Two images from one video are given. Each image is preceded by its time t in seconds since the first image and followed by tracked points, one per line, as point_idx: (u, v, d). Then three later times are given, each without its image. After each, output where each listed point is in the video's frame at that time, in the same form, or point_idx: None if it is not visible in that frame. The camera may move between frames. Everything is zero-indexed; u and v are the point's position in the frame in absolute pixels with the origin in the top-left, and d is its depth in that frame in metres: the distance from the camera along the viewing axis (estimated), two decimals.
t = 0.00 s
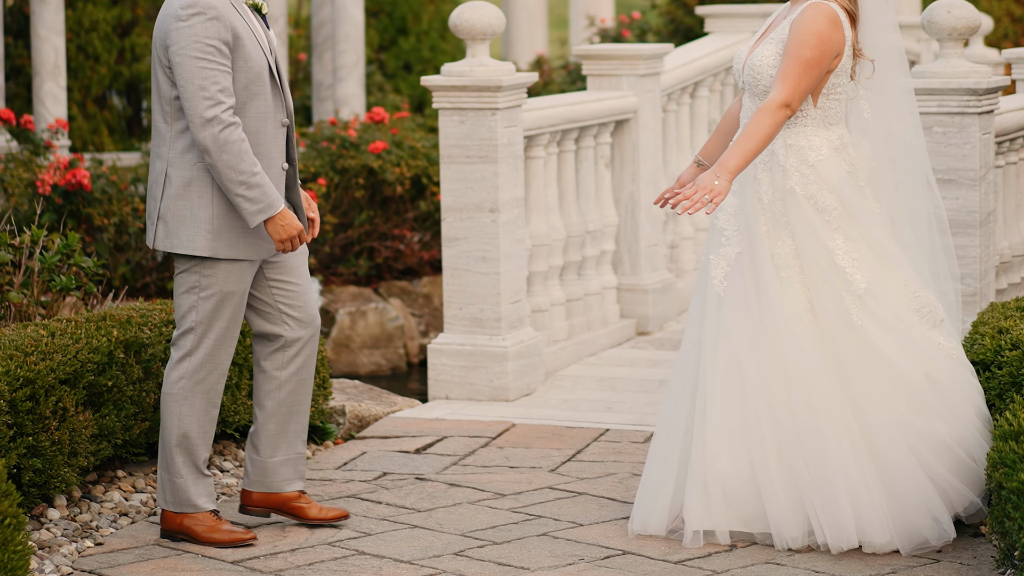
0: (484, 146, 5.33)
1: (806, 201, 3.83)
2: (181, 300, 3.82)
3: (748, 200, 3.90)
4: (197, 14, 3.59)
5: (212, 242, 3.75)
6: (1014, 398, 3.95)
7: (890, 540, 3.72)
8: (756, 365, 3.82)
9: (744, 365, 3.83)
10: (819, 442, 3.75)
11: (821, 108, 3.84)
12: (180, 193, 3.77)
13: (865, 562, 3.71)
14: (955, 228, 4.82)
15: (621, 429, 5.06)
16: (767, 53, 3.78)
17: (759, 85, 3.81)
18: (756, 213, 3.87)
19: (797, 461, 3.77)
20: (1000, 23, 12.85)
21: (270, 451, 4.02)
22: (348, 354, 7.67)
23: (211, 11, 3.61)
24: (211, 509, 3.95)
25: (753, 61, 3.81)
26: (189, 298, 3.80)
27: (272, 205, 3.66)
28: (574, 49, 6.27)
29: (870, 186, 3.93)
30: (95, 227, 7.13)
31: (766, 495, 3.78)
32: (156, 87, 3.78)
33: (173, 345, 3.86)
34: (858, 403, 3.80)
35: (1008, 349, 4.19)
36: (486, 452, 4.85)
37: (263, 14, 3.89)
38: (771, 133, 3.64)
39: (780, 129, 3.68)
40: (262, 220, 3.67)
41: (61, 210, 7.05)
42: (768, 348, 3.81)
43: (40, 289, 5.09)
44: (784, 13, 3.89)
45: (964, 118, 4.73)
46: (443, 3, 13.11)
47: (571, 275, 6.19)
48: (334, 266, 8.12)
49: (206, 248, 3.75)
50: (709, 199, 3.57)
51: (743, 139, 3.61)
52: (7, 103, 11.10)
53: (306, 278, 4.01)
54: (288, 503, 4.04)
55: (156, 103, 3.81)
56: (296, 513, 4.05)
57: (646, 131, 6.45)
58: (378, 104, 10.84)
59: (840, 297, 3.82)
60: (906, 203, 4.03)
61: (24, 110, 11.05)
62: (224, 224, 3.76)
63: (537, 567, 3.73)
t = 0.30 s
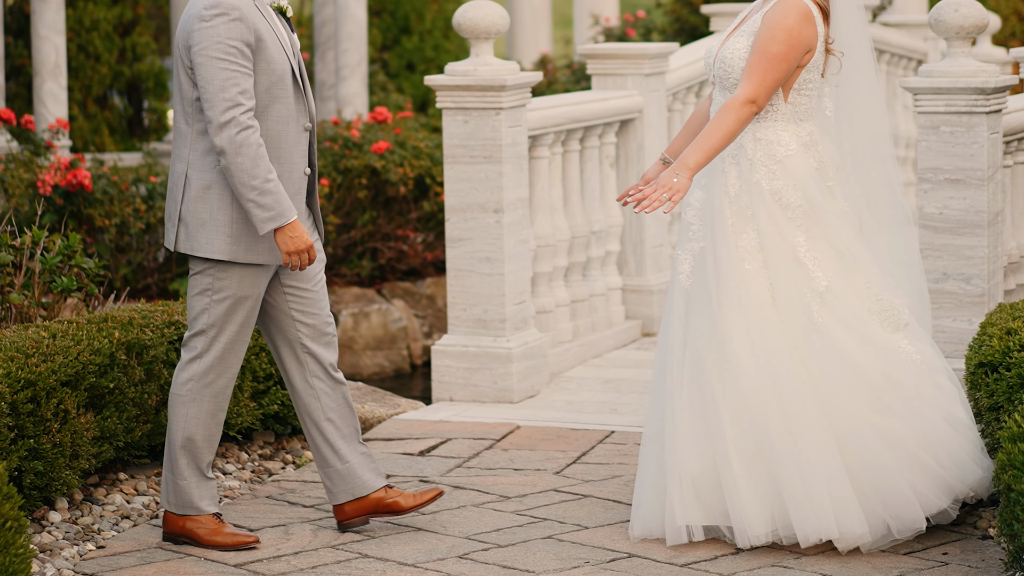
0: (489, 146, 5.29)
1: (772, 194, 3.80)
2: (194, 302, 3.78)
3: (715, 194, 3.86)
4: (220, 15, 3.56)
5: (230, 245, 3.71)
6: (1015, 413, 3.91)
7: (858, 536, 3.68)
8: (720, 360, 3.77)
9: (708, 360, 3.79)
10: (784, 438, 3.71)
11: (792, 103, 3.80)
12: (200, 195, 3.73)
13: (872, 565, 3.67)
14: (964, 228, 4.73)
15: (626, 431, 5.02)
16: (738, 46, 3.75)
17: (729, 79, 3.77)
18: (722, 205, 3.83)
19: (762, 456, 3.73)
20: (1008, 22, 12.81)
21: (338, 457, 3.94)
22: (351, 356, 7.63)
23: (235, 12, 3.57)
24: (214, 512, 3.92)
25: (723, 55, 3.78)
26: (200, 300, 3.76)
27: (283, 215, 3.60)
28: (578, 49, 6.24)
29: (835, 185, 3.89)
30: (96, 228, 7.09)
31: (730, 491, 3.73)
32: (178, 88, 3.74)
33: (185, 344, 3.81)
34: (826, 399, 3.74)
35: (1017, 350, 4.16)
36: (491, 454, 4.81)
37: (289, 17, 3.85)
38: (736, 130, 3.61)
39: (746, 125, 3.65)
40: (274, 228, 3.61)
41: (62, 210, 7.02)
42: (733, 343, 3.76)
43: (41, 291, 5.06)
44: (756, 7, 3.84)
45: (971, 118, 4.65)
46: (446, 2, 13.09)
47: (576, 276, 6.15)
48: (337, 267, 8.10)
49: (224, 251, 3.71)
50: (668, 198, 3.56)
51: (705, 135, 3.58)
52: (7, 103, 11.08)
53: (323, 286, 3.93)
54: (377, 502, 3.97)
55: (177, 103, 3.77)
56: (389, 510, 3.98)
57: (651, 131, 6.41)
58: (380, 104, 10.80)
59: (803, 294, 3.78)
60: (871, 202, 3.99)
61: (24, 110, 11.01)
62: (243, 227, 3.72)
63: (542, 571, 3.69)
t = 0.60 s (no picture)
0: (493, 146, 5.26)
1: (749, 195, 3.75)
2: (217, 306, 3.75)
3: (692, 193, 3.82)
4: (251, 16, 3.52)
5: (261, 248, 3.67)
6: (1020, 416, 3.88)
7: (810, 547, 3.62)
8: (688, 358, 3.71)
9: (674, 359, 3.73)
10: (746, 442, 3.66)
11: (773, 102, 3.75)
12: (231, 199, 3.68)
13: (880, 568, 3.63)
14: (971, 228, 4.69)
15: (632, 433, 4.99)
16: (716, 46, 3.71)
17: (709, 79, 3.73)
18: (698, 204, 3.79)
19: (719, 459, 3.67)
20: (1016, 21, 12.77)
21: (370, 469, 3.89)
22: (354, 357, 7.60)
23: (266, 13, 3.53)
24: (218, 516, 3.88)
25: (702, 55, 3.73)
26: (220, 303, 3.73)
27: (323, 210, 3.53)
28: (583, 48, 6.21)
29: (813, 192, 3.85)
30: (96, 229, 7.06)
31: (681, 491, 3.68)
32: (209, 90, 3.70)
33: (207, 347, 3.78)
34: (794, 405, 3.69)
35: None
36: (496, 457, 4.78)
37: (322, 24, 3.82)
38: (713, 134, 3.58)
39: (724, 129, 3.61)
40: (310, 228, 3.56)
41: (63, 211, 7.00)
42: (702, 342, 3.70)
43: (42, 293, 5.02)
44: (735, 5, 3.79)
45: (980, 117, 4.62)
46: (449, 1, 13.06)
47: (580, 277, 6.12)
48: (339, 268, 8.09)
49: (255, 255, 3.66)
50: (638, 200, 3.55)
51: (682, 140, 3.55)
52: (7, 103, 11.05)
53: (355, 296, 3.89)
54: (416, 511, 3.91)
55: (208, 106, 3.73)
56: (430, 519, 3.92)
57: (656, 131, 6.38)
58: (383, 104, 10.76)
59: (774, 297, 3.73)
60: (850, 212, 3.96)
61: (24, 110, 10.98)
62: (274, 230, 3.68)
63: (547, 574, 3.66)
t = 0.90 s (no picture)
0: (496, 146, 5.22)
1: (727, 196, 3.70)
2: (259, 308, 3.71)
3: (670, 192, 3.76)
4: (293, 11, 3.47)
5: (305, 245, 3.61)
6: None
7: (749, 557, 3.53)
8: (649, 353, 3.63)
9: (634, 353, 3.66)
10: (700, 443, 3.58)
11: (753, 100, 3.71)
12: (276, 196, 3.63)
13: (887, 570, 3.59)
14: (979, 228, 4.66)
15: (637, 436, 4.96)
16: (693, 47, 3.68)
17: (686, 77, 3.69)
18: (675, 202, 3.72)
19: (670, 459, 3.59)
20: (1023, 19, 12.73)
21: (394, 474, 3.85)
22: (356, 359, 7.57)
23: (308, 7, 3.47)
24: (226, 516, 3.81)
25: (679, 56, 3.71)
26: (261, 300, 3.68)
27: (380, 197, 3.46)
28: (587, 48, 6.18)
29: (799, 194, 3.81)
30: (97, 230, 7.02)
31: (621, 488, 3.60)
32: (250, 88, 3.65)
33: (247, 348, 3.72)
34: (754, 410, 3.61)
35: None
36: (499, 459, 4.75)
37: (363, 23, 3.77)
38: (679, 130, 3.53)
39: (692, 127, 3.56)
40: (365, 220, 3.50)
41: (63, 211, 6.99)
42: (664, 337, 3.63)
43: (42, 294, 4.99)
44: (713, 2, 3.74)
45: (987, 116, 4.58)
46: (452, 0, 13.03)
47: (585, 277, 6.09)
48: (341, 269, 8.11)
49: (298, 251, 3.61)
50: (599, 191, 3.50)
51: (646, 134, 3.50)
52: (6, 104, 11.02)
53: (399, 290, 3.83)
54: (424, 523, 3.90)
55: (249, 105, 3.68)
56: (435, 532, 3.91)
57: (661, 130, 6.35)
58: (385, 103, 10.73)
59: (739, 300, 3.65)
60: (833, 224, 3.90)
61: (24, 110, 10.95)
62: (319, 227, 3.63)
63: None
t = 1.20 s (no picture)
0: (498, 145, 5.19)
1: (698, 200, 3.69)
2: (328, 309, 3.65)
3: (644, 195, 3.77)
4: (329, 5, 3.43)
5: (353, 239, 3.57)
6: None
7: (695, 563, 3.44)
8: (611, 353, 3.61)
9: (598, 352, 3.64)
10: (654, 444, 3.52)
11: (727, 101, 3.71)
12: (321, 191, 3.58)
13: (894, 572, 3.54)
14: (985, 228, 4.63)
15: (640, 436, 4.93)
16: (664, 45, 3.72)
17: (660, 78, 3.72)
18: (649, 205, 3.73)
19: (622, 457, 3.54)
20: None
21: (403, 474, 3.82)
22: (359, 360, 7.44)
23: (344, 1, 3.44)
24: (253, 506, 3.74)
25: (650, 57, 3.74)
26: (331, 292, 3.63)
27: (429, 177, 3.42)
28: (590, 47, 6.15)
29: (777, 196, 3.80)
30: (96, 230, 6.98)
31: (574, 489, 3.53)
32: (289, 84, 3.62)
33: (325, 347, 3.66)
34: (713, 413, 3.57)
35: None
36: (502, 460, 4.71)
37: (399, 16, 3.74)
38: (637, 125, 3.58)
39: (651, 124, 3.61)
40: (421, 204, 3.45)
41: (62, 212, 6.93)
42: (627, 337, 3.61)
43: (41, 294, 4.95)
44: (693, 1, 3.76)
45: (992, 115, 4.56)
46: None
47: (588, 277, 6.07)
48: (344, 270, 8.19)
49: (347, 246, 3.56)
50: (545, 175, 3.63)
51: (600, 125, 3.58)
52: (5, 103, 10.98)
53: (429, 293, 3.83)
54: (426, 525, 3.86)
55: (289, 101, 3.65)
56: (437, 534, 3.87)
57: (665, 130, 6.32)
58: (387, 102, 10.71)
59: (702, 301, 3.62)
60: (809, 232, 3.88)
61: (22, 109, 10.91)
62: (365, 219, 3.58)
63: None
